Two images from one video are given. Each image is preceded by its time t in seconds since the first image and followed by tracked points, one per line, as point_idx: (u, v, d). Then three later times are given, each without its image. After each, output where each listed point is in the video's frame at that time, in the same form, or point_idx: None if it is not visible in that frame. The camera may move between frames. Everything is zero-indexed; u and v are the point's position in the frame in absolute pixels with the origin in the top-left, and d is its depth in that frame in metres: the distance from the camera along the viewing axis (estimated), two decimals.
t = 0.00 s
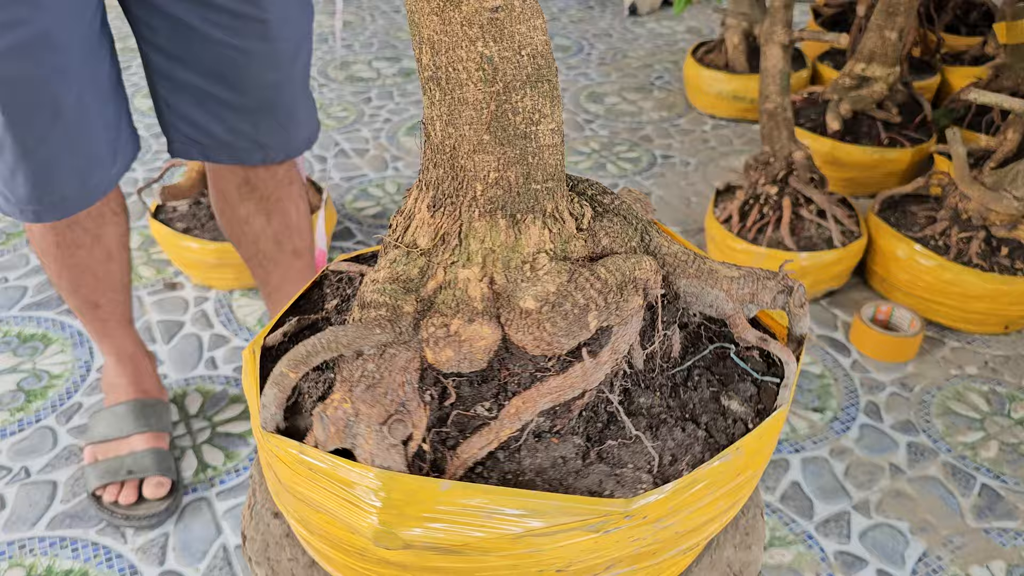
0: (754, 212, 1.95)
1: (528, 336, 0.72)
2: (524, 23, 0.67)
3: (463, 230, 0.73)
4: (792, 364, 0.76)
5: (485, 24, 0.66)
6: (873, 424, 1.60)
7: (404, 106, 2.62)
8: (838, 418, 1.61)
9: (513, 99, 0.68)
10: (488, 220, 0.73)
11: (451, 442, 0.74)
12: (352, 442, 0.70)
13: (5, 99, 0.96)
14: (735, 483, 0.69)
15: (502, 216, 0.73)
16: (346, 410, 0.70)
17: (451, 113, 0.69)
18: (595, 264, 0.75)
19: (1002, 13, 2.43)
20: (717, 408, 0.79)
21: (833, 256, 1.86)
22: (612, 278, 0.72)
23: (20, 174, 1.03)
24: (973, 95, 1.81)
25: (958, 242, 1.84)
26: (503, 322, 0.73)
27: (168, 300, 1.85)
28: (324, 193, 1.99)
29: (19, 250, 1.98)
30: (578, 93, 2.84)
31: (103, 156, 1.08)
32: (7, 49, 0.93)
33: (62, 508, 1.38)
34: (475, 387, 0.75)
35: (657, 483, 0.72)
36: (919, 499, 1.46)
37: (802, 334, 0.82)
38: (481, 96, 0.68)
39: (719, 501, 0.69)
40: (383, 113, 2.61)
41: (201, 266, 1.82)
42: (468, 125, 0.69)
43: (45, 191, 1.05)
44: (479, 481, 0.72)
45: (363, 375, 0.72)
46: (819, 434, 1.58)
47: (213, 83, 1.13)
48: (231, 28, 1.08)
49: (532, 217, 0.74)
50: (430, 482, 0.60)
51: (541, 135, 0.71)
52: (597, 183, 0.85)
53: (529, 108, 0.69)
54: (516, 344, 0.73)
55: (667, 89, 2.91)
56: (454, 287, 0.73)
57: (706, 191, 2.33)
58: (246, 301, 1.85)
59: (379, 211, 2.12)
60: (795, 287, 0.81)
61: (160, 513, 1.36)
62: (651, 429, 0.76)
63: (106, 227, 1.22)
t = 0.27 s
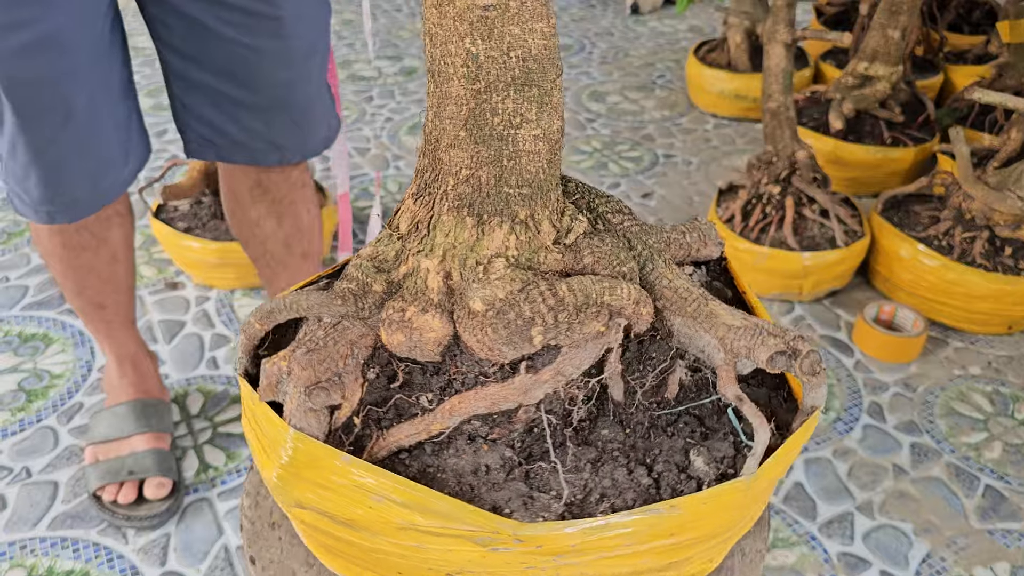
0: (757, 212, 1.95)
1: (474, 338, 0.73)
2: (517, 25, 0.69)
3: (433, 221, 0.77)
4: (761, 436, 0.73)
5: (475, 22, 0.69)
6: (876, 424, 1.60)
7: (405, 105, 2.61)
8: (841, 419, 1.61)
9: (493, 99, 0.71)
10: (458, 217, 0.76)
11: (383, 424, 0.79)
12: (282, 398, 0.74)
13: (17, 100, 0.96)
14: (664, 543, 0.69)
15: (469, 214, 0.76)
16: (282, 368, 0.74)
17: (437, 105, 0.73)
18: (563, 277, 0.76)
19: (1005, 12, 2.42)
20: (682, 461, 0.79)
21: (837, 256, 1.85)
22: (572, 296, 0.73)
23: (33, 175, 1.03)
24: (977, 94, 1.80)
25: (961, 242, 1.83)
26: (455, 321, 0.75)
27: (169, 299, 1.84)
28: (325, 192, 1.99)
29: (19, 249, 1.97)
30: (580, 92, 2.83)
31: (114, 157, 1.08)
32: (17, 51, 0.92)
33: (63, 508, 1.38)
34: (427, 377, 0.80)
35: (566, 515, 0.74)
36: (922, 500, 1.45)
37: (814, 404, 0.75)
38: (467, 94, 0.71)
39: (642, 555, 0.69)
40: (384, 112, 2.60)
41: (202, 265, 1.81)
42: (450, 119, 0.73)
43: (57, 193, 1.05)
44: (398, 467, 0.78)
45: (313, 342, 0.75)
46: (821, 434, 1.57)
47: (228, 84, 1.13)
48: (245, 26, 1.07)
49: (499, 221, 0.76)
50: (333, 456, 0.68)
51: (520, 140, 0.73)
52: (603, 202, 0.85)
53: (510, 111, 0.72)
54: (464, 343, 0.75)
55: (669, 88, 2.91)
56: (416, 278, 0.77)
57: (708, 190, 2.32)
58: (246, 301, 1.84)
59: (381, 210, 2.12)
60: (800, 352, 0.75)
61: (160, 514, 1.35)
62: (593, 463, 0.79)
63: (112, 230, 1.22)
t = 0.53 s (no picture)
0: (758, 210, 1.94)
1: (462, 332, 0.74)
2: (514, 20, 0.68)
3: (426, 215, 0.77)
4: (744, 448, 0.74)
5: (473, 17, 0.68)
6: (877, 423, 1.59)
7: (406, 103, 2.61)
8: (842, 418, 1.61)
9: (487, 95, 0.71)
10: (449, 212, 0.76)
11: (370, 414, 0.79)
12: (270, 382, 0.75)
13: (47, 95, 0.99)
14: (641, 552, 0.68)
15: (460, 209, 0.76)
16: (270, 353, 0.74)
17: (435, 99, 0.73)
18: (552, 277, 0.76)
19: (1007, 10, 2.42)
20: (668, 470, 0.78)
21: (838, 255, 1.85)
22: (561, 297, 0.73)
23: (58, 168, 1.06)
24: (979, 92, 1.79)
25: (963, 241, 1.83)
26: (444, 315, 0.76)
27: (170, 297, 1.84)
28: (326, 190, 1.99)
29: (19, 247, 1.97)
30: (581, 90, 2.82)
31: (142, 154, 1.12)
32: (52, 47, 0.96)
33: (63, 506, 1.38)
34: (415, 371, 0.80)
35: (543, 517, 0.74)
36: (923, 499, 1.45)
37: (809, 420, 0.75)
38: (463, 89, 0.71)
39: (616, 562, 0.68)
40: (384, 110, 2.60)
41: (203, 263, 1.81)
42: (445, 113, 0.73)
43: (79, 184, 1.08)
44: (382, 459, 0.77)
45: (303, 329, 0.75)
46: (822, 433, 1.57)
47: (272, 83, 1.15)
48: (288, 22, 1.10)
49: (489, 217, 0.75)
50: (314, 445, 0.69)
51: (514, 137, 0.73)
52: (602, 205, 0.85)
53: (504, 107, 0.71)
54: (451, 337, 0.76)
55: (670, 86, 2.90)
56: (408, 272, 0.77)
57: (709, 188, 2.32)
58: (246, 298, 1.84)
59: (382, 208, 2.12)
60: (794, 364, 0.73)
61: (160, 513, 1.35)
62: (577, 466, 0.78)
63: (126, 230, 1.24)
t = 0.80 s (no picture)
0: (757, 210, 1.94)
1: (471, 336, 0.74)
2: (513, 21, 0.69)
3: (429, 218, 0.77)
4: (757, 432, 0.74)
5: (471, 18, 0.68)
6: (875, 423, 1.59)
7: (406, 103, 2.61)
8: (840, 417, 1.61)
9: (489, 95, 0.71)
10: (452, 214, 0.76)
11: (381, 422, 0.79)
12: (280, 397, 0.74)
13: (136, 88, 1.01)
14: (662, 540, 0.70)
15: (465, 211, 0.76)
16: (278, 365, 0.73)
17: (434, 101, 0.73)
18: (559, 275, 0.76)
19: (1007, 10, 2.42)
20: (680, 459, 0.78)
21: (837, 254, 1.85)
22: (569, 295, 0.73)
23: (141, 161, 1.07)
24: (979, 92, 1.80)
25: (963, 240, 1.83)
26: (452, 319, 0.75)
27: (169, 297, 1.84)
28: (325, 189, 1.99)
29: (19, 247, 1.97)
30: (581, 89, 2.82)
31: (233, 154, 1.14)
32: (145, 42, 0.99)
33: (62, 505, 1.38)
34: (422, 375, 0.80)
35: (565, 514, 0.74)
36: (922, 498, 1.45)
37: (811, 401, 0.76)
38: (466, 91, 0.71)
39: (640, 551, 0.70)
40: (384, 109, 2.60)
41: (203, 263, 1.81)
42: (446, 115, 0.72)
43: (167, 179, 1.09)
44: (397, 466, 0.77)
45: (307, 340, 0.75)
46: (821, 433, 1.57)
47: (357, 71, 1.20)
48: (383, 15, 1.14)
49: (495, 218, 0.75)
50: (331, 456, 0.69)
51: (516, 137, 0.73)
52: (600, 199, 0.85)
53: (506, 107, 0.71)
54: (461, 341, 0.76)
55: (670, 86, 2.90)
56: (412, 276, 0.77)
57: (709, 188, 2.32)
58: (247, 297, 1.83)
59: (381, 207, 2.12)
60: (797, 348, 0.73)
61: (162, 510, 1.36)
62: (592, 460, 0.78)
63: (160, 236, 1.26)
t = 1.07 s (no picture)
0: (758, 210, 1.94)
1: (484, 339, 0.74)
2: (514, 24, 0.69)
3: (436, 222, 0.77)
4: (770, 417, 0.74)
5: (473, 22, 0.68)
6: (875, 423, 1.60)
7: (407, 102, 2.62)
8: (840, 417, 1.61)
9: (494, 98, 0.71)
10: (460, 218, 0.76)
11: (396, 430, 0.79)
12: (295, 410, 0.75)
13: (163, 76, 1.02)
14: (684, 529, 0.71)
15: (474, 215, 0.76)
16: (291, 380, 0.73)
17: (437, 106, 0.73)
18: (568, 274, 0.77)
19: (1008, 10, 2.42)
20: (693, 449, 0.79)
21: (837, 254, 1.85)
22: (580, 292, 0.73)
23: (167, 151, 1.08)
24: (979, 92, 1.80)
25: (963, 241, 1.83)
26: (464, 322, 0.76)
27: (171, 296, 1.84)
28: (326, 189, 1.99)
29: (20, 246, 1.98)
30: (581, 89, 2.83)
31: (259, 150, 1.13)
32: (173, 29, 1.00)
33: (62, 504, 1.39)
34: (434, 381, 0.80)
35: (592, 510, 0.74)
36: (922, 499, 1.45)
37: (812, 384, 0.77)
38: (470, 94, 0.71)
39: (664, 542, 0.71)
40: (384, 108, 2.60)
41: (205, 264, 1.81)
42: (450, 120, 0.72)
43: (191, 170, 1.09)
44: (415, 473, 0.77)
45: (318, 352, 0.75)
46: (821, 433, 1.57)
47: (382, 72, 1.20)
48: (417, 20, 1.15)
49: (505, 221, 0.76)
50: (353, 466, 0.68)
51: (522, 139, 0.73)
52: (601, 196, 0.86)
53: (511, 110, 0.72)
54: (474, 344, 0.76)
55: (671, 85, 2.90)
56: (421, 280, 0.77)
57: (709, 188, 2.32)
58: (248, 297, 1.83)
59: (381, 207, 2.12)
60: (800, 333, 0.74)
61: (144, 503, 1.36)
62: (608, 454, 0.78)
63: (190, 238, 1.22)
